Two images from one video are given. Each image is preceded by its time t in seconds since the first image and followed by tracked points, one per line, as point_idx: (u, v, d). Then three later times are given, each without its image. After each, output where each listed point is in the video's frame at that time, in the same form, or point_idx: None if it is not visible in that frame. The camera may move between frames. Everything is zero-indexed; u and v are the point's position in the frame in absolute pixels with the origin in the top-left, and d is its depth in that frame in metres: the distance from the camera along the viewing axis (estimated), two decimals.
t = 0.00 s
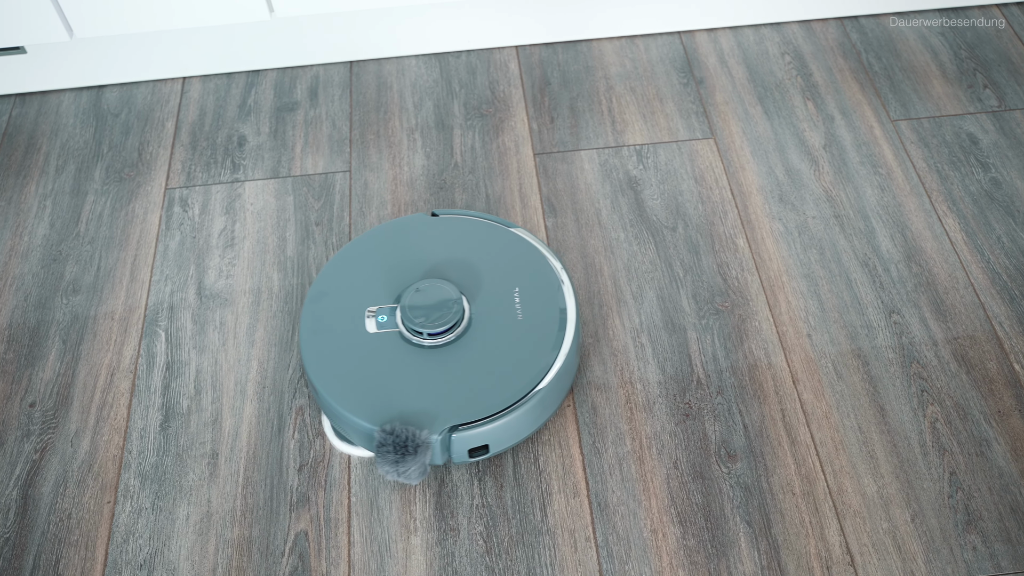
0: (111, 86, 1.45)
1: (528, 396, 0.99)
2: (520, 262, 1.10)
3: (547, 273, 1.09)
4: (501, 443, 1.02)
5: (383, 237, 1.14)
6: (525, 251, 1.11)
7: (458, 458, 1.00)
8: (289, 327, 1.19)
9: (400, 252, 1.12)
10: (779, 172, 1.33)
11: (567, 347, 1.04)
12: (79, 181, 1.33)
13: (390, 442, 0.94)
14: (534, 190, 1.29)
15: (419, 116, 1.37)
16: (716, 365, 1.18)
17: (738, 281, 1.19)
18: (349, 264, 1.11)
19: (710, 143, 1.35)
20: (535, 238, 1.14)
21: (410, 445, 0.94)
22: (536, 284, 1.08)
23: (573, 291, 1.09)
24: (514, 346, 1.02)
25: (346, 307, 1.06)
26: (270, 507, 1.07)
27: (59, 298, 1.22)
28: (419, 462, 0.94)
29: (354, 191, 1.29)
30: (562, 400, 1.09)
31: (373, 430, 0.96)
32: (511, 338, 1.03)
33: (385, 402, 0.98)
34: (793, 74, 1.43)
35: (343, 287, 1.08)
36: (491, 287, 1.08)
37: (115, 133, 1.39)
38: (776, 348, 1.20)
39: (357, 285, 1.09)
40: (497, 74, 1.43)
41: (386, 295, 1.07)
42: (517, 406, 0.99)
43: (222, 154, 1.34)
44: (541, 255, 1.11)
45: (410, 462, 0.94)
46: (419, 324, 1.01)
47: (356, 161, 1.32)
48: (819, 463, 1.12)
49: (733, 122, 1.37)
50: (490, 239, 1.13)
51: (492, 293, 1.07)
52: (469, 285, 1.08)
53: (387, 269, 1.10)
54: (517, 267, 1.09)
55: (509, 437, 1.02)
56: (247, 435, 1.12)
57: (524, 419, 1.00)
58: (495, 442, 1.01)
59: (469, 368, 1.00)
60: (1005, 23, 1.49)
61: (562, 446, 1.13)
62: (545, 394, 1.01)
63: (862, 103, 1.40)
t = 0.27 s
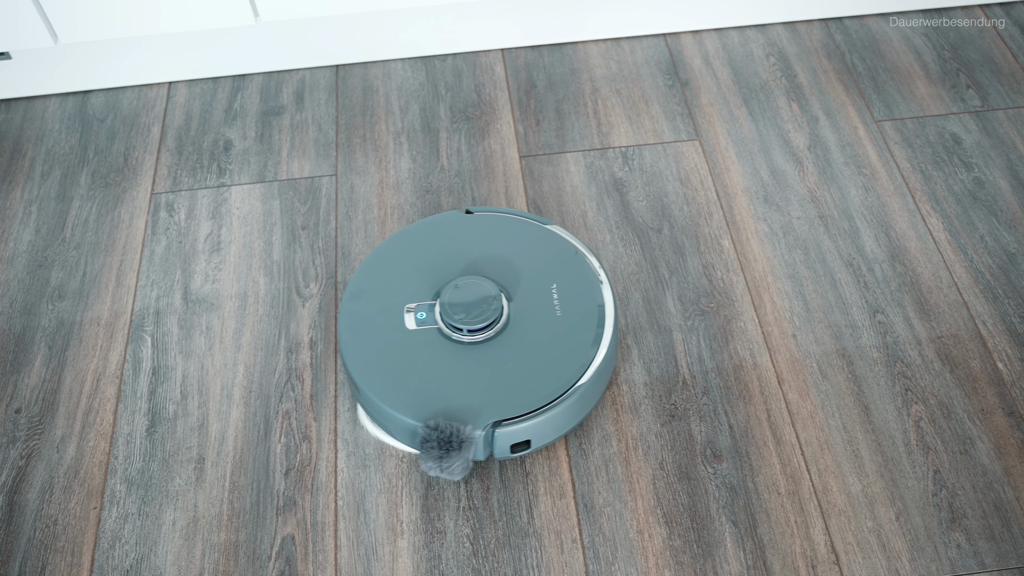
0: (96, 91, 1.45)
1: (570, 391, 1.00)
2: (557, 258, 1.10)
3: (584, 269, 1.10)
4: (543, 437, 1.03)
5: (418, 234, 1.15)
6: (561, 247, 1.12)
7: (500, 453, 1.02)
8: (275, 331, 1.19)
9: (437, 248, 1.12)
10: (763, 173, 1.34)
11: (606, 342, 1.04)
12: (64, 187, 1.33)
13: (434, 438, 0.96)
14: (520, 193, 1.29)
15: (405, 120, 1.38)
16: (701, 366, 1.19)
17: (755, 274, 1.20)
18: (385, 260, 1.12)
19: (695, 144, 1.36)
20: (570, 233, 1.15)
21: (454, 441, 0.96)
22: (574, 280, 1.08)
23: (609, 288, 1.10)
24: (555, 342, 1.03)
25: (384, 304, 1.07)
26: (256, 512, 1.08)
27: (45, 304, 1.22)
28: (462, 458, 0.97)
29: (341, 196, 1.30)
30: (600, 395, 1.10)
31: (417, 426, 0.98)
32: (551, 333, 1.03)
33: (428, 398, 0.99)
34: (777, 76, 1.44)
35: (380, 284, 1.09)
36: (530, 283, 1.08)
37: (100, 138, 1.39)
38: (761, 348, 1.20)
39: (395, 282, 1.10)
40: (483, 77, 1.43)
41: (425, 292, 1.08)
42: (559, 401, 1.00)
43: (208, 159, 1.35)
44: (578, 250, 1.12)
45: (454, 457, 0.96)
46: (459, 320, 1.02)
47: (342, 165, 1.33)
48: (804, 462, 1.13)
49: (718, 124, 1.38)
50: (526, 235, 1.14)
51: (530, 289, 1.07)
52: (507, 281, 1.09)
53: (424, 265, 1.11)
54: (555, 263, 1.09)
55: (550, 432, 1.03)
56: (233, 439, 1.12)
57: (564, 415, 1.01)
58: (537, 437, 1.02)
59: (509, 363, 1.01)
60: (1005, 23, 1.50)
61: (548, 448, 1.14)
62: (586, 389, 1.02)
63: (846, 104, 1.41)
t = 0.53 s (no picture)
0: (75, 99, 1.45)
1: (603, 386, 1.02)
2: (586, 256, 1.12)
3: (612, 267, 1.12)
4: (576, 433, 1.04)
5: (446, 234, 1.17)
6: (589, 245, 1.14)
7: (534, 449, 1.03)
8: (254, 337, 1.20)
9: (466, 247, 1.14)
10: (740, 176, 1.35)
11: (637, 337, 1.06)
12: (43, 195, 1.32)
13: (470, 434, 0.98)
14: (499, 197, 1.30)
15: (384, 125, 1.38)
16: (679, 368, 1.20)
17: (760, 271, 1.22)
18: (414, 261, 1.14)
19: (673, 147, 1.37)
20: (597, 232, 1.17)
21: (490, 436, 0.97)
22: (603, 277, 1.10)
23: (638, 285, 1.11)
24: (586, 338, 1.04)
25: (415, 303, 1.09)
26: (235, 518, 1.08)
27: (22, 312, 1.21)
28: (498, 453, 0.98)
29: (320, 202, 1.30)
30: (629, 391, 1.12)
31: (452, 423, 0.99)
32: (582, 329, 1.05)
33: (462, 395, 1.01)
34: (753, 79, 1.45)
35: (410, 283, 1.11)
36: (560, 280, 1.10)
37: (78, 145, 1.38)
38: (738, 349, 1.21)
39: (425, 280, 1.12)
40: (462, 82, 1.44)
41: (456, 290, 1.10)
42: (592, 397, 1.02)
43: (186, 166, 1.35)
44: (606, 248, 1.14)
45: (490, 453, 0.98)
46: (490, 317, 1.03)
47: (321, 170, 1.33)
48: (781, 462, 1.14)
49: (695, 127, 1.39)
50: (554, 234, 1.16)
51: (560, 287, 1.09)
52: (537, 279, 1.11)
53: (453, 264, 1.13)
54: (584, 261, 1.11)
55: (583, 427, 1.04)
56: (212, 446, 1.12)
57: (597, 410, 1.03)
58: (571, 432, 1.04)
59: (542, 359, 1.03)
60: (1005, 23, 1.52)
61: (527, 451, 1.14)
62: (618, 384, 1.03)
63: (822, 106, 1.42)
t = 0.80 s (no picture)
0: (47, 106, 1.44)
1: (629, 377, 1.05)
2: (607, 252, 1.16)
3: (632, 262, 1.15)
4: (602, 424, 1.08)
5: (469, 232, 1.20)
6: (609, 242, 1.17)
7: (562, 440, 1.07)
8: (228, 342, 1.20)
9: (489, 244, 1.18)
10: (712, 177, 1.35)
11: (660, 329, 1.10)
12: (15, 202, 1.32)
13: (501, 426, 1.01)
14: (473, 200, 1.31)
15: (357, 129, 1.39)
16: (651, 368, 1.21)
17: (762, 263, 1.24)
18: (439, 258, 1.17)
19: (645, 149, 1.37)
20: (616, 228, 1.20)
21: (521, 428, 1.01)
22: (623, 272, 1.14)
23: (658, 281, 1.15)
24: (611, 331, 1.08)
25: (441, 299, 1.12)
26: (210, 522, 1.08)
27: None
28: (528, 445, 1.01)
29: (293, 206, 1.30)
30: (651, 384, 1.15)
31: (484, 415, 1.02)
32: (606, 323, 1.09)
33: (492, 388, 1.04)
34: (724, 80, 1.46)
35: (435, 280, 1.14)
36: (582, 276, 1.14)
37: (51, 152, 1.38)
38: (710, 348, 1.22)
39: (449, 277, 1.15)
40: (436, 86, 1.45)
41: (480, 286, 1.13)
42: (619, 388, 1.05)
43: (160, 172, 1.35)
44: (625, 244, 1.17)
45: (521, 444, 1.01)
46: (516, 312, 1.06)
47: (295, 175, 1.33)
48: (753, 459, 1.15)
49: (667, 128, 1.40)
50: (573, 231, 1.19)
51: (583, 282, 1.13)
52: (560, 274, 1.14)
53: (477, 260, 1.16)
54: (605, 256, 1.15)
55: (609, 419, 1.08)
56: (187, 451, 1.13)
57: (623, 402, 1.06)
58: (598, 423, 1.07)
59: (568, 353, 1.06)
60: (1005, 23, 1.53)
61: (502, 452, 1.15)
62: (644, 376, 1.07)
63: (792, 106, 1.43)
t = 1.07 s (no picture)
0: (8, 115, 1.44)
1: (644, 366, 1.06)
2: (617, 245, 1.17)
3: (642, 254, 1.17)
4: (618, 414, 1.09)
5: (480, 227, 1.21)
6: (620, 234, 1.19)
7: (580, 431, 1.08)
8: (192, 349, 1.20)
9: (500, 239, 1.19)
10: (672, 178, 1.37)
11: (673, 318, 1.11)
12: None
13: (520, 418, 1.02)
14: (436, 204, 1.32)
15: (321, 135, 1.40)
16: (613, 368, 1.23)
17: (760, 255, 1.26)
18: (451, 253, 1.18)
19: (607, 151, 1.38)
20: (625, 221, 1.22)
21: (540, 419, 1.02)
22: (635, 264, 1.15)
23: (669, 272, 1.16)
24: (625, 322, 1.09)
25: (455, 294, 1.13)
26: (173, 529, 1.08)
27: None
28: (547, 436, 1.02)
29: (257, 212, 1.32)
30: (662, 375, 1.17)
31: (502, 408, 1.03)
32: (620, 314, 1.10)
33: (509, 380, 1.05)
34: (685, 83, 1.48)
35: (449, 275, 1.15)
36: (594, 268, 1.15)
37: (12, 161, 1.38)
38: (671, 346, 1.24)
39: (462, 272, 1.16)
40: (399, 91, 1.46)
41: (494, 280, 1.14)
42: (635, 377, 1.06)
43: (122, 179, 1.35)
44: (635, 237, 1.19)
45: (540, 435, 1.02)
46: (531, 305, 1.07)
47: (258, 181, 1.35)
48: (714, 456, 1.16)
49: (629, 131, 1.41)
50: (583, 224, 1.20)
51: (595, 274, 1.14)
52: (572, 267, 1.15)
53: (488, 255, 1.17)
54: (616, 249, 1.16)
55: (625, 408, 1.09)
56: (150, 458, 1.13)
57: (639, 391, 1.07)
58: (614, 413, 1.08)
59: (584, 344, 1.07)
60: (1003, 22, 1.56)
61: (465, 453, 1.15)
62: (659, 365, 1.08)
63: (751, 108, 1.45)
